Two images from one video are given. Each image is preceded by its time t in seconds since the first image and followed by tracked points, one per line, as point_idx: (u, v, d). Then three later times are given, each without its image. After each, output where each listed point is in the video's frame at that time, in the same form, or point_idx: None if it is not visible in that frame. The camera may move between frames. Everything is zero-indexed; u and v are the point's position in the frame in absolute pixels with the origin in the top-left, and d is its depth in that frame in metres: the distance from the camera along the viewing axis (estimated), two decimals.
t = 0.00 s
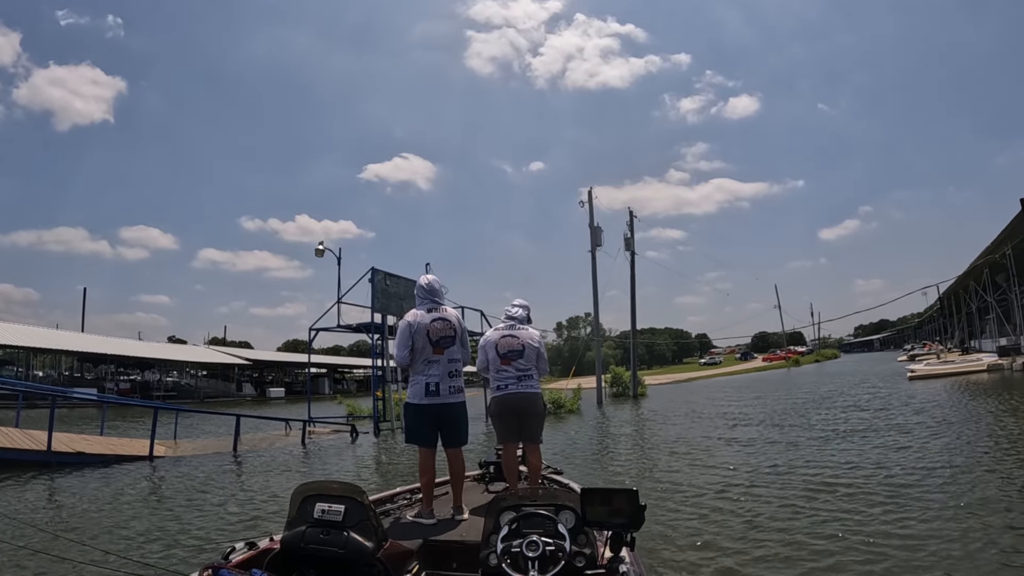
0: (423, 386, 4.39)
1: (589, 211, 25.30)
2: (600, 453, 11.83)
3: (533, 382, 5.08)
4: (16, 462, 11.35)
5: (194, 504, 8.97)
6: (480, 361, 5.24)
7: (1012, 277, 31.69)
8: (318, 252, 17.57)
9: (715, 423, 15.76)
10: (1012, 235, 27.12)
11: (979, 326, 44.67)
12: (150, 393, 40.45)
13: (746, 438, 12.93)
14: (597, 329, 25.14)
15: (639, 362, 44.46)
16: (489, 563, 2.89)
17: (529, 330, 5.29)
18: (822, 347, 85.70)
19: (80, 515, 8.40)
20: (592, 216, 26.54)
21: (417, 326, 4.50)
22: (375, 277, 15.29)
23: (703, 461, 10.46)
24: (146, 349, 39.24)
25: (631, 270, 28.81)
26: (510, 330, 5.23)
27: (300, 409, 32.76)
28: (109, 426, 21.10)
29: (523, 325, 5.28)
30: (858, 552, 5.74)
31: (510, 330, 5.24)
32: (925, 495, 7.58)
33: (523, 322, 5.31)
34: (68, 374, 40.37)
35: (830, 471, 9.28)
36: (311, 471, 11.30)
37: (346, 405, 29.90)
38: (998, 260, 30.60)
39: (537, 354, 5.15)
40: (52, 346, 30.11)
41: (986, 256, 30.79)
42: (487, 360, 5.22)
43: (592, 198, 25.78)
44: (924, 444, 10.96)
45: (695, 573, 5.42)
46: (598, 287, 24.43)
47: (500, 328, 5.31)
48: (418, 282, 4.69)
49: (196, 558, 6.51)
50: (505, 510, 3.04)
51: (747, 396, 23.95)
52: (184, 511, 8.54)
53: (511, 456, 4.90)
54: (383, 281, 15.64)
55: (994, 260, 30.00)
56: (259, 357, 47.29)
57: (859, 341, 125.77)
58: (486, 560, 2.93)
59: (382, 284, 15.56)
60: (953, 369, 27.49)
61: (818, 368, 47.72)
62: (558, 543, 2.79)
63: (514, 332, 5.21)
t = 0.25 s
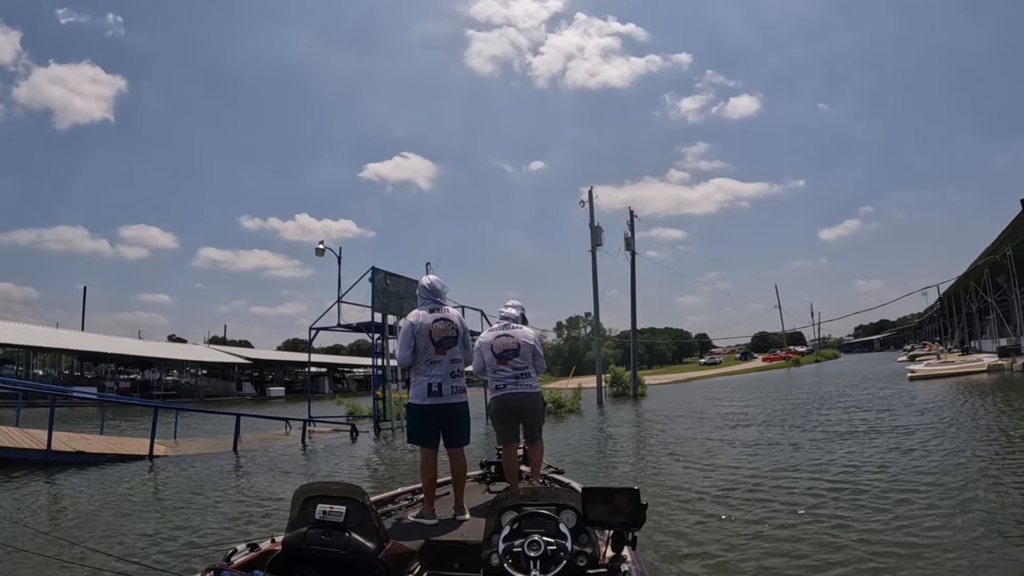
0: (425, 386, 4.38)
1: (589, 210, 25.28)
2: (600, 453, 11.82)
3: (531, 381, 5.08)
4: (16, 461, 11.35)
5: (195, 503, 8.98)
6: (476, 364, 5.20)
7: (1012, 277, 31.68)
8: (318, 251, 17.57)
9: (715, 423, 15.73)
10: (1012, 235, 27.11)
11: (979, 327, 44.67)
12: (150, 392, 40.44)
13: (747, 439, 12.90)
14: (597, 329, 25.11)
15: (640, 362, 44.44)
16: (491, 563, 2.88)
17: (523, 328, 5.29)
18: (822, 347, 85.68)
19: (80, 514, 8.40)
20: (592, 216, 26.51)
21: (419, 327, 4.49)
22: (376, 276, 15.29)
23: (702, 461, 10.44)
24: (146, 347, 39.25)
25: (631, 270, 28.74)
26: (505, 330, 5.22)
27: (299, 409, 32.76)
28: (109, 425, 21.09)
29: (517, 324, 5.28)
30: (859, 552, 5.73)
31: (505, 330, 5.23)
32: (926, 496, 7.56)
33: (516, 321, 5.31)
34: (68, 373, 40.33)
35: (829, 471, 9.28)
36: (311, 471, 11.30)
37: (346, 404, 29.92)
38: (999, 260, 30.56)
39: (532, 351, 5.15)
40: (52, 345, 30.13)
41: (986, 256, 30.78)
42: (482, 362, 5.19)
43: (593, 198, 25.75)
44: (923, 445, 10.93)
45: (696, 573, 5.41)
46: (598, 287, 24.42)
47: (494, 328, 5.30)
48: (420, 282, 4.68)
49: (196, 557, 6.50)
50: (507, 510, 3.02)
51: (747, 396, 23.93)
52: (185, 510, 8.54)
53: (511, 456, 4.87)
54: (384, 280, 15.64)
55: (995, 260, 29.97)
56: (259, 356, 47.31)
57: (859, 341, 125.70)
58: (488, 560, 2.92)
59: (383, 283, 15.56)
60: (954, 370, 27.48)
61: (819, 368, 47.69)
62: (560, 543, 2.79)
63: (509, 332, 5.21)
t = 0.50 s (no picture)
0: (426, 387, 4.36)
1: (590, 210, 25.26)
2: (600, 453, 11.80)
3: (530, 380, 5.07)
4: (16, 461, 11.33)
5: (195, 503, 8.96)
6: (475, 364, 5.17)
7: (1012, 277, 31.69)
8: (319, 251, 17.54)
9: (715, 423, 15.71)
10: (1012, 236, 27.09)
11: (979, 327, 44.68)
12: (150, 392, 40.43)
13: (746, 439, 12.88)
14: (597, 328, 25.09)
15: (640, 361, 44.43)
16: (491, 563, 2.87)
17: (521, 328, 5.27)
18: (822, 347, 85.69)
19: (80, 514, 8.39)
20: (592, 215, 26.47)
21: (421, 327, 4.47)
22: (376, 276, 15.27)
23: (702, 461, 10.43)
24: (146, 347, 39.22)
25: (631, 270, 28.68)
26: (503, 329, 5.20)
27: (299, 408, 32.74)
28: (109, 425, 21.06)
29: (515, 324, 5.27)
30: (859, 552, 5.72)
31: (503, 330, 5.21)
32: (926, 496, 7.56)
33: (513, 320, 5.29)
34: (68, 372, 40.31)
35: (829, 471, 9.26)
36: (312, 471, 11.28)
37: (346, 404, 29.91)
38: (999, 260, 30.54)
39: (531, 350, 5.14)
40: (52, 344, 30.11)
41: (986, 256, 30.77)
42: (481, 362, 5.17)
43: (593, 198, 25.72)
44: (923, 445, 10.91)
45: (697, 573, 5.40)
46: (599, 286, 24.40)
47: (492, 328, 5.28)
48: (421, 282, 4.66)
49: (196, 557, 6.48)
50: (507, 510, 3.00)
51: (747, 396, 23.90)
52: (186, 510, 8.52)
53: (512, 455, 4.85)
54: (384, 280, 15.61)
55: (995, 260, 29.94)
56: (259, 356, 47.30)
57: (859, 341, 125.66)
58: (488, 560, 2.90)
59: (383, 283, 15.53)
60: (953, 370, 27.48)
61: (819, 368, 47.66)
62: (561, 542, 2.80)
63: (507, 331, 5.19)
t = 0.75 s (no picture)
0: (426, 386, 4.36)
1: (590, 210, 25.24)
2: (600, 453, 11.77)
3: (532, 380, 5.07)
4: (16, 460, 11.32)
5: (195, 503, 8.95)
6: (476, 364, 5.15)
7: (1013, 277, 31.66)
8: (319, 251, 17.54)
9: (715, 422, 15.66)
10: (1013, 235, 27.07)
11: (979, 327, 44.66)
12: (150, 392, 40.43)
13: (746, 439, 12.85)
14: (597, 328, 25.07)
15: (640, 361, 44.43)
16: (491, 563, 2.85)
17: (523, 328, 5.26)
18: (823, 346, 85.66)
19: (80, 514, 8.38)
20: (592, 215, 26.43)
21: (421, 327, 4.46)
22: (376, 276, 15.25)
23: (702, 461, 10.40)
24: (147, 347, 39.22)
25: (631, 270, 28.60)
26: (505, 329, 5.19)
27: (299, 408, 32.72)
28: (109, 424, 21.04)
29: (517, 323, 5.25)
30: (859, 552, 5.71)
31: (505, 329, 5.20)
32: (926, 496, 7.52)
33: (514, 320, 5.27)
34: (68, 372, 40.29)
35: (829, 472, 9.23)
36: (311, 471, 11.28)
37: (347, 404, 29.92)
38: (999, 260, 30.49)
39: (533, 350, 5.13)
40: (52, 344, 30.10)
41: (987, 256, 30.73)
42: (482, 361, 5.15)
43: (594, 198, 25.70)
44: (924, 445, 10.87)
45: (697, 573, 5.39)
46: (599, 286, 24.38)
47: (494, 327, 5.26)
48: (421, 281, 4.65)
49: (196, 557, 6.47)
50: (507, 509, 2.99)
51: (747, 396, 23.86)
52: (185, 510, 8.51)
53: (513, 455, 4.84)
54: (384, 280, 15.60)
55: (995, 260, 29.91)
56: (260, 355, 47.30)
57: (860, 341, 125.59)
58: (488, 560, 2.89)
59: (383, 283, 15.52)
60: (954, 370, 27.46)
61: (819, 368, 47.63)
62: (560, 542, 2.79)
63: (509, 331, 5.18)
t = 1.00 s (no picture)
0: (423, 386, 4.34)
1: (590, 209, 25.22)
2: (600, 452, 11.74)
3: (537, 380, 5.05)
4: (16, 460, 11.31)
5: (195, 503, 8.94)
6: (482, 364, 5.16)
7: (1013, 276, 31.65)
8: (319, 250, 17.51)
9: (716, 422, 15.62)
10: (1013, 235, 27.04)
11: (979, 326, 44.64)
12: (150, 392, 40.42)
13: (746, 438, 12.81)
14: (597, 328, 25.04)
15: (640, 361, 44.42)
16: (489, 563, 2.83)
17: (529, 328, 5.24)
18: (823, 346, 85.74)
19: (79, 513, 8.37)
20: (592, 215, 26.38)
21: (418, 327, 4.44)
22: (376, 276, 15.23)
23: (703, 461, 10.36)
24: (147, 347, 39.21)
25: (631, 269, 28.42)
26: (510, 329, 5.17)
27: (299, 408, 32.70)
28: (109, 425, 21.04)
29: (523, 324, 5.22)
30: (858, 551, 5.69)
31: (510, 329, 5.18)
32: (924, 496, 7.48)
33: (520, 320, 5.23)
34: (68, 372, 40.31)
35: (828, 471, 9.20)
36: (311, 470, 11.27)
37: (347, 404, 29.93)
38: (1000, 260, 30.45)
39: (539, 351, 5.10)
40: (52, 344, 30.07)
41: (987, 256, 30.69)
42: (489, 361, 5.14)
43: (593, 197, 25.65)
44: (924, 445, 10.82)
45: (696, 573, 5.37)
46: (599, 286, 24.34)
47: (499, 327, 5.24)
48: (421, 281, 4.63)
49: (196, 556, 6.47)
50: (505, 509, 2.98)
51: (747, 395, 23.82)
52: (185, 510, 8.50)
53: (513, 455, 4.83)
54: (384, 280, 15.58)
55: (996, 260, 29.89)
56: (260, 355, 47.29)
57: (860, 341, 125.56)
58: (486, 560, 2.86)
59: (383, 283, 15.50)
60: (954, 369, 27.43)
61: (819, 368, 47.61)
62: (559, 542, 2.78)
63: (515, 331, 5.16)
